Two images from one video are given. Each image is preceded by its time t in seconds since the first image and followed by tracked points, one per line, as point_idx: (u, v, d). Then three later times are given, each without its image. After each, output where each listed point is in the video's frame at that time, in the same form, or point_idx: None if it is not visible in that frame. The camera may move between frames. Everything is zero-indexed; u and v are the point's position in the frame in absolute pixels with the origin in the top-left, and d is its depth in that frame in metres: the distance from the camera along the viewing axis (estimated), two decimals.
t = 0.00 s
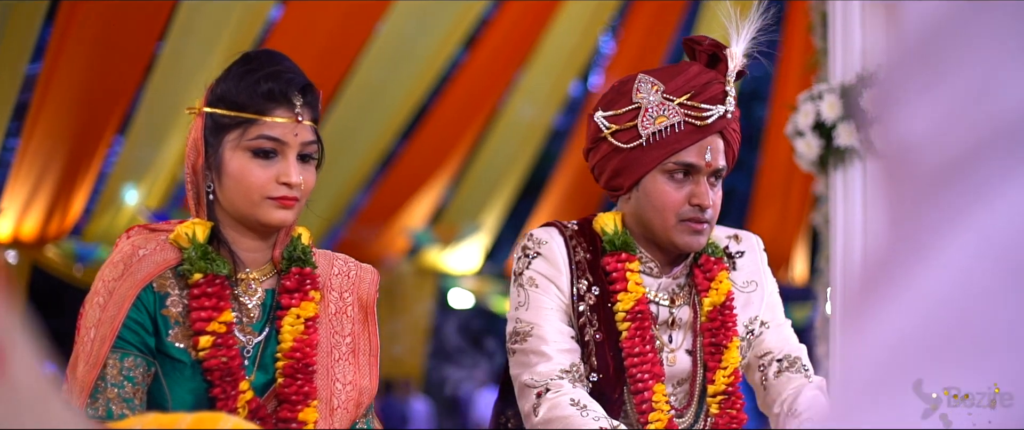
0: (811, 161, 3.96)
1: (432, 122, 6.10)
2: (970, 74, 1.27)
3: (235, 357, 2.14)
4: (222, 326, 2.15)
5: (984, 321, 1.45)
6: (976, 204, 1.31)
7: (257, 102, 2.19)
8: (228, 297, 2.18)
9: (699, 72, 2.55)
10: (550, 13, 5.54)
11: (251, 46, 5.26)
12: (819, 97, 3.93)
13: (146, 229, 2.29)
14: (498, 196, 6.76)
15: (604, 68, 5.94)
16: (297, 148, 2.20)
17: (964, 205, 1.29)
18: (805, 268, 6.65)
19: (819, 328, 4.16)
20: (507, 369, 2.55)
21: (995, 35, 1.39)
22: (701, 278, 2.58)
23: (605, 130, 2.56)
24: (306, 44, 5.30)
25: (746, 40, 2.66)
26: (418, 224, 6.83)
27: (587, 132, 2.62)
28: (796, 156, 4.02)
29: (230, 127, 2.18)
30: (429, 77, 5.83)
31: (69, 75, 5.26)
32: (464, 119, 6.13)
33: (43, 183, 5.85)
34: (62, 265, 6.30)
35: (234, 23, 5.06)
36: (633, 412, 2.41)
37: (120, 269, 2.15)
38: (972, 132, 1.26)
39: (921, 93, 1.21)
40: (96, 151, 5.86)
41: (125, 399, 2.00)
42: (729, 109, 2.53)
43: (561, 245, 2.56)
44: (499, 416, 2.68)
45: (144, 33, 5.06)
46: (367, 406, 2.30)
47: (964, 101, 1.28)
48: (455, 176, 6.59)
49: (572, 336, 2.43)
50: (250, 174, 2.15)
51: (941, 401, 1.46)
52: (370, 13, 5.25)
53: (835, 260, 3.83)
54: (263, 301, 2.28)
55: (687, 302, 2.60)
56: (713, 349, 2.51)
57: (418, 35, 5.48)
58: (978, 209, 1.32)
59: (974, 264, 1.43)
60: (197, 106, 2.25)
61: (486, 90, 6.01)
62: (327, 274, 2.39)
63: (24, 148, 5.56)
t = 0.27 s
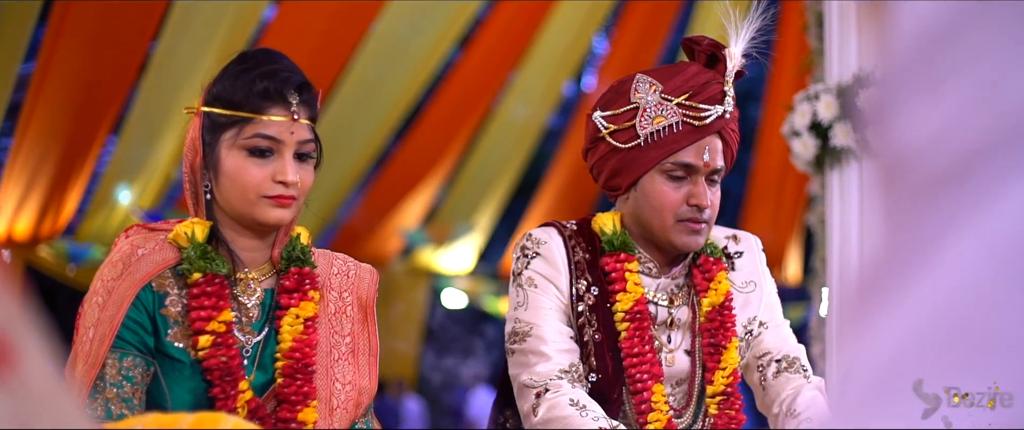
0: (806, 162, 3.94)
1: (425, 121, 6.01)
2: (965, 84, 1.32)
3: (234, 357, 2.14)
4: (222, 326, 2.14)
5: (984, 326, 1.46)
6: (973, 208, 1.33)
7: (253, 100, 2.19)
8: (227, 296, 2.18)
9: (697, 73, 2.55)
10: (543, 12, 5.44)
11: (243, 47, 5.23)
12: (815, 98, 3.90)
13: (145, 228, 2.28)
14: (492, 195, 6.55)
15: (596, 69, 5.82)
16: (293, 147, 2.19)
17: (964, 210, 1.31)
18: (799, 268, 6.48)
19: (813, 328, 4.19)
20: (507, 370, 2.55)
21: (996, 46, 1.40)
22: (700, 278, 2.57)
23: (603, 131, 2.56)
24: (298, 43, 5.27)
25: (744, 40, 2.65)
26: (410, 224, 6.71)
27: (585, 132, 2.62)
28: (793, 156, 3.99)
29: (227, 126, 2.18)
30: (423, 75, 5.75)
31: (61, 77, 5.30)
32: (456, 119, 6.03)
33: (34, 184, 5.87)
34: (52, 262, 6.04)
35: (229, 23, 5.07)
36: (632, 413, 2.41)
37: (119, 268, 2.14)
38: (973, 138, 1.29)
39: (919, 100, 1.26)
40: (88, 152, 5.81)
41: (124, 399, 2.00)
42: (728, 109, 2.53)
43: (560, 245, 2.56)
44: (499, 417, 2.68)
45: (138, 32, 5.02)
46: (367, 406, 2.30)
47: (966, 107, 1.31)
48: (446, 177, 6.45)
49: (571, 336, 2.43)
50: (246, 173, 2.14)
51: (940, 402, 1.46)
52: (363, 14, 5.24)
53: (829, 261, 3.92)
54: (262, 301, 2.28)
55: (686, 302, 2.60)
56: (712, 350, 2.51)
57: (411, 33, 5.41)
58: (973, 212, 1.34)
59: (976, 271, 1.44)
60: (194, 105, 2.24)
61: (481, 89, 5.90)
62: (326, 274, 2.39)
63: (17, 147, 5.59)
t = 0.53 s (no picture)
0: (802, 162, 4.00)
1: (417, 123, 5.78)
2: (983, 64, 0.86)
3: (233, 356, 2.13)
4: (222, 325, 2.13)
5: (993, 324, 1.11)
6: (982, 223, 0.90)
7: (249, 97, 2.18)
8: (225, 295, 2.17)
9: (695, 72, 2.55)
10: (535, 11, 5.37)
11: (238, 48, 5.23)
12: (813, 97, 3.93)
13: (143, 227, 2.27)
14: (486, 193, 6.10)
15: (590, 69, 5.61)
16: (290, 144, 2.19)
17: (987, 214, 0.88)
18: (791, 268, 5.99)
19: (809, 328, 4.21)
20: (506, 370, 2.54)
21: None
22: (699, 277, 2.57)
23: (601, 129, 2.55)
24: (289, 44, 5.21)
25: (744, 39, 2.65)
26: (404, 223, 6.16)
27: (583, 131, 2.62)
28: (787, 155, 4.04)
29: (223, 123, 2.17)
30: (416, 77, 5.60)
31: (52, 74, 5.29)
32: (449, 119, 5.80)
33: (28, 184, 5.70)
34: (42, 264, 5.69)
35: (222, 22, 5.10)
36: (631, 412, 2.40)
37: (117, 268, 2.13)
38: (989, 140, 0.85)
39: (911, 115, 0.81)
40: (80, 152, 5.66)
41: (123, 398, 2.00)
42: (726, 108, 2.53)
43: (559, 245, 2.56)
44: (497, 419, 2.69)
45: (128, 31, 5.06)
46: (367, 405, 2.29)
47: (977, 104, 0.86)
48: (441, 176, 6.05)
49: (570, 336, 2.42)
50: (243, 170, 2.14)
51: (941, 403, 1.41)
52: (356, 13, 5.21)
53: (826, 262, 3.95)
54: (261, 300, 2.27)
55: (684, 301, 2.59)
56: (711, 350, 2.50)
57: (404, 33, 5.34)
58: (984, 230, 0.90)
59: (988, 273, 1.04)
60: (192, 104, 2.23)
61: (474, 89, 5.71)
62: (325, 273, 2.39)
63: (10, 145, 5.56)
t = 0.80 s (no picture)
0: (800, 161, 4.00)
1: (412, 122, 5.51)
2: (994, 56, 0.81)
3: (233, 355, 2.12)
4: (221, 324, 2.12)
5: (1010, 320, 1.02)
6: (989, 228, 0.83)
7: (248, 96, 2.17)
8: (225, 294, 2.16)
9: (695, 71, 2.54)
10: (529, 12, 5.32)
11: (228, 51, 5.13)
12: (809, 97, 3.93)
13: (143, 226, 2.27)
14: (481, 194, 5.72)
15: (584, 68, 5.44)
16: (289, 143, 2.18)
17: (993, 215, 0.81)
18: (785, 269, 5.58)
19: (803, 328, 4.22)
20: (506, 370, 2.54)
21: None
22: (699, 277, 2.57)
23: (601, 128, 2.55)
24: (282, 43, 5.13)
25: (744, 38, 2.65)
26: (397, 222, 5.68)
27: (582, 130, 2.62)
28: (784, 155, 4.03)
29: (222, 122, 2.17)
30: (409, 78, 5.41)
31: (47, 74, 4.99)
32: (446, 117, 5.52)
33: None
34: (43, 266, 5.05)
35: (215, 23, 5.04)
36: (631, 412, 2.40)
37: (117, 267, 2.13)
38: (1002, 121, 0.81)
39: (915, 124, 0.74)
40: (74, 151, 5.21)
41: (123, 398, 1.99)
42: (726, 108, 2.52)
43: (558, 245, 2.55)
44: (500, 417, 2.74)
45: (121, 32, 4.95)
46: (367, 405, 2.29)
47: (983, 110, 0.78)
48: (437, 174, 5.65)
49: (569, 336, 2.42)
50: (242, 169, 2.13)
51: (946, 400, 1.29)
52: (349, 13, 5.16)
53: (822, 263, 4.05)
54: (260, 299, 2.26)
55: (683, 301, 2.59)
56: (711, 350, 2.50)
57: (400, 34, 5.26)
58: (987, 236, 0.83)
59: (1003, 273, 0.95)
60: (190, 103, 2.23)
61: (467, 92, 5.50)
62: (325, 272, 2.38)
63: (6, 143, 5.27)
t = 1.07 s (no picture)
0: (797, 161, 4.03)
1: (406, 124, 5.52)
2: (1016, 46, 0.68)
3: (235, 355, 2.12)
4: (222, 323, 2.12)
5: None
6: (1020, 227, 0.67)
7: (248, 95, 2.17)
8: (227, 293, 2.15)
9: (694, 70, 2.54)
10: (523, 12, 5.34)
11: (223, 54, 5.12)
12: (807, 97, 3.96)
13: (143, 226, 2.26)
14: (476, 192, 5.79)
15: (578, 68, 5.50)
16: (289, 141, 2.18)
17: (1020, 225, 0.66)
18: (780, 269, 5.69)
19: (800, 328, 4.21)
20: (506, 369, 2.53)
21: None
22: (699, 277, 2.56)
23: (601, 127, 2.55)
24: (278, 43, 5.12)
25: (744, 38, 2.64)
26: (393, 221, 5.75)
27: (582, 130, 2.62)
28: (783, 155, 4.06)
29: (223, 122, 2.16)
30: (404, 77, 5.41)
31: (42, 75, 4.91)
32: (439, 118, 5.55)
33: None
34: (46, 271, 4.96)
35: (210, 24, 5.03)
36: (632, 412, 2.40)
37: (117, 267, 2.12)
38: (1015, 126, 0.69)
39: (941, 119, 0.63)
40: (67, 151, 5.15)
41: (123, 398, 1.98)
42: (726, 107, 2.52)
43: (559, 244, 2.55)
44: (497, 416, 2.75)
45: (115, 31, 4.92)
46: (367, 405, 2.28)
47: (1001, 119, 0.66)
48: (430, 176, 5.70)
49: (571, 336, 2.42)
50: (243, 168, 2.12)
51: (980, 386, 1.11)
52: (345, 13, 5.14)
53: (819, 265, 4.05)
54: (261, 299, 2.26)
55: (684, 301, 2.59)
56: (711, 350, 2.50)
57: (397, 32, 5.26)
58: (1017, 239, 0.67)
59: None
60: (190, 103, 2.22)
61: (461, 90, 5.53)
62: (326, 272, 2.38)
63: None
